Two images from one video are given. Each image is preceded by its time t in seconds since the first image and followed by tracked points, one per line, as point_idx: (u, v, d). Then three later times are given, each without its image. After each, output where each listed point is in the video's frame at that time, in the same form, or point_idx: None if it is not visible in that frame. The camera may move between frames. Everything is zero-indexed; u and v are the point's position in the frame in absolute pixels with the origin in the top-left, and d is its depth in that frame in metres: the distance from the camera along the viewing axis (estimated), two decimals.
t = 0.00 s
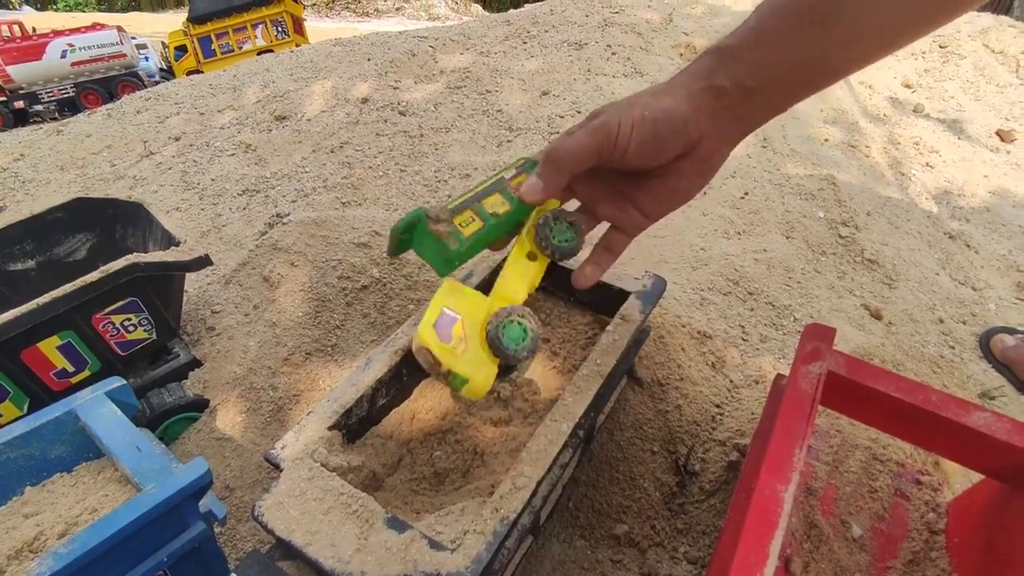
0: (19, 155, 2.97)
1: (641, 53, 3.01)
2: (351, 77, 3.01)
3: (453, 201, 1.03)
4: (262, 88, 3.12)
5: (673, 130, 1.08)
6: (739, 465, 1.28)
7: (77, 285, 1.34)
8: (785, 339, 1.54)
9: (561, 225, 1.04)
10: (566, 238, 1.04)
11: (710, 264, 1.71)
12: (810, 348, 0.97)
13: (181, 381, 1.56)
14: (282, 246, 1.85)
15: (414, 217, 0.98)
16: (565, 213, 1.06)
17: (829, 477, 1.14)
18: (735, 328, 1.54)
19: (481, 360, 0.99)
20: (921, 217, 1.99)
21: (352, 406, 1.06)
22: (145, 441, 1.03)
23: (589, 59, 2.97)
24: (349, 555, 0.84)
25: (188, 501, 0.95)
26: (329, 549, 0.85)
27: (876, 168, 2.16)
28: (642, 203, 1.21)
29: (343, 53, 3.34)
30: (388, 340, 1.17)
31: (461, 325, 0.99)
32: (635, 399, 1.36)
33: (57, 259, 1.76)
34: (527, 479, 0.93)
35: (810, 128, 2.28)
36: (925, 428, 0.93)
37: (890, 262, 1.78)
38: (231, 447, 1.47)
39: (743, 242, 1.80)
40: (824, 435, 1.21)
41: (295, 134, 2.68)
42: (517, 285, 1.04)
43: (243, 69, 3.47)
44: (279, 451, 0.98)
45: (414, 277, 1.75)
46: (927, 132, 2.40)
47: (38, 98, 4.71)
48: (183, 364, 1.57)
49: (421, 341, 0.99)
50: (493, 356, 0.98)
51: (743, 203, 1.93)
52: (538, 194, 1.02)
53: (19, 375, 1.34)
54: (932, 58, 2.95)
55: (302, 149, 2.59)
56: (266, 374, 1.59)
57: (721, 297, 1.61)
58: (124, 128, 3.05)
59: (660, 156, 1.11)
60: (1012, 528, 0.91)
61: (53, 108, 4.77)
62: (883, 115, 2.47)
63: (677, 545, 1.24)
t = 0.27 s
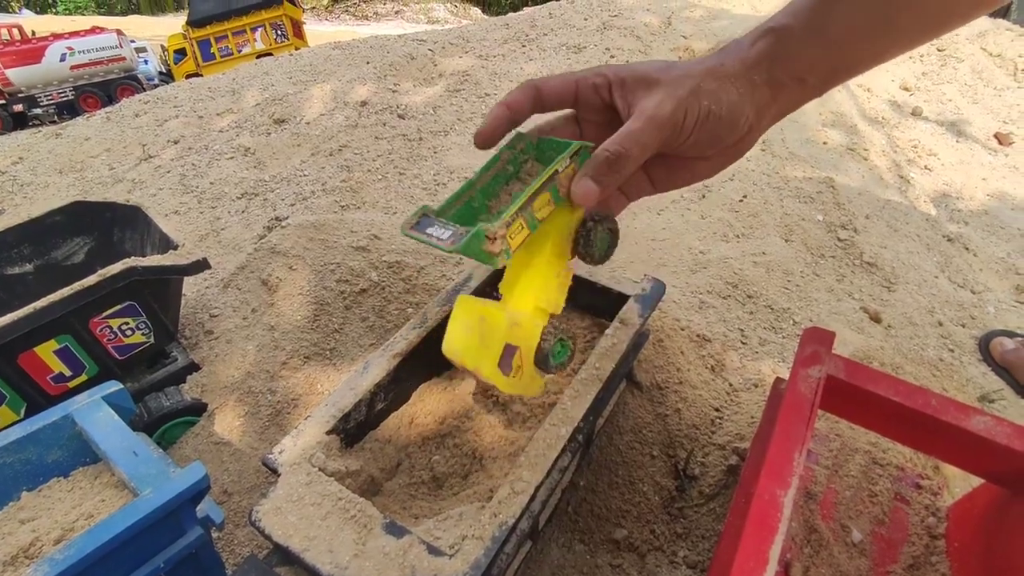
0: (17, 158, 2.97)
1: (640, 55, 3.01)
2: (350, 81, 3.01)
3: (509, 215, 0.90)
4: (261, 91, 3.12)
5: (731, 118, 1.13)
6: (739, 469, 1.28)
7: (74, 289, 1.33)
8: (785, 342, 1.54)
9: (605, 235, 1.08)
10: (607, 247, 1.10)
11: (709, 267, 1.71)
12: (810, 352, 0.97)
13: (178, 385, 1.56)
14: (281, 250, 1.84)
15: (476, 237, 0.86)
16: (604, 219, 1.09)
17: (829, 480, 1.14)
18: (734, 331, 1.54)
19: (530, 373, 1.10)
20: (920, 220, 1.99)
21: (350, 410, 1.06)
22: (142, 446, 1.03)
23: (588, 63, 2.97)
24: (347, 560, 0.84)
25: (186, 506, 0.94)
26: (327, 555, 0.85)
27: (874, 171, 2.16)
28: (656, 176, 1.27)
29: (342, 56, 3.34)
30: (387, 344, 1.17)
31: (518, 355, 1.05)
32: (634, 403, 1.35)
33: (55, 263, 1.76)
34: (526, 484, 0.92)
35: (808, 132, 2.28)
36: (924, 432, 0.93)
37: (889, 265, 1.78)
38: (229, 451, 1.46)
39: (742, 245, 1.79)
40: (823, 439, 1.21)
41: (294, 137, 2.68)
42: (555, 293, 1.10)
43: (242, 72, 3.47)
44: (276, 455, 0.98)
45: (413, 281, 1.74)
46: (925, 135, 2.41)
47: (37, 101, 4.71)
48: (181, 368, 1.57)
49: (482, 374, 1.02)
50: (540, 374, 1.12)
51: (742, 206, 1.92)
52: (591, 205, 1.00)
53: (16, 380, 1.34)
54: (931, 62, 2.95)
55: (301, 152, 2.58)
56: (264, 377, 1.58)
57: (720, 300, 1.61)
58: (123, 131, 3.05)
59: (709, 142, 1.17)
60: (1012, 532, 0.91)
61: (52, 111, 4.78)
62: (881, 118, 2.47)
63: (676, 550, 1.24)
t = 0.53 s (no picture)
0: (16, 160, 2.97)
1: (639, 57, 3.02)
2: (349, 83, 3.02)
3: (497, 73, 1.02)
4: (260, 93, 3.13)
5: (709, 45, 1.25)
6: (737, 469, 1.28)
7: (72, 290, 1.34)
8: (783, 342, 1.54)
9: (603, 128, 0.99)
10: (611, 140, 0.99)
11: (708, 268, 1.70)
12: (806, 350, 0.96)
13: (176, 386, 1.56)
14: (279, 251, 1.84)
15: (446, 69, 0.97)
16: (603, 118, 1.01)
17: (827, 480, 1.14)
18: (732, 331, 1.53)
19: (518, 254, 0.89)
20: (918, 220, 1.99)
21: (347, 410, 1.06)
22: (138, 446, 1.03)
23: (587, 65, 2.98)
24: (343, 560, 0.84)
25: (182, 506, 0.94)
26: (323, 554, 0.85)
27: (872, 172, 2.16)
28: (662, 139, 1.31)
29: (341, 58, 3.34)
30: (384, 344, 1.17)
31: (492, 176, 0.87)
32: (632, 403, 1.35)
33: (53, 264, 1.76)
34: (523, 483, 0.92)
35: (806, 133, 2.28)
36: (921, 430, 0.93)
37: (887, 266, 1.78)
38: (227, 452, 1.46)
39: (740, 246, 1.79)
40: (821, 439, 1.20)
41: (292, 139, 2.68)
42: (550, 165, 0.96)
43: (242, 74, 3.47)
44: (273, 455, 0.97)
45: (411, 281, 1.73)
46: (923, 136, 2.42)
47: (37, 103, 4.71)
48: (178, 369, 1.58)
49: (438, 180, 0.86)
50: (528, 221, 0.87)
51: (740, 207, 1.92)
52: (580, 94, 1.01)
53: (13, 380, 1.34)
54: (928, 64, 2.96)
55: (299, 154, 2.58)
56: (262, 378, 1.58)
57: (719, 300, 1.61)
58: (122, 133, 3.05)
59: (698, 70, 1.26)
60: (1009, 531, 0.90)
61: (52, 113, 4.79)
62: (879, 120, 2.48)
63: (674, 550, 1.24)
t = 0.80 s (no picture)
0: (18, 166, 2.98)
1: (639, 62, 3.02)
2: (349, 88, 3.03)
3: None
4: (261, 99, 3.14)
5: None
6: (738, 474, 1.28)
7: (72, 296, 1.34)
8: (782, 347, 1.54)
9: (591, 64, 1.03)
10: (599, 77, 1.04)
11: (707, 272, 1.70)
12: (806, 355, 0.97)
13: (176, 392, 1.56)
14: (280, 256, 1.84)
15: None
16: (592, 55, 1.05)
17: (827, 485, 1.14)
18: (732, 336, 1.53)
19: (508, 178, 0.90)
20: (917, 224, 1.99)
21: (347, 415, 1.06)
22: (139, 451, 1.03)
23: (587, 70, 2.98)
24: (343, 566, 0.84)
25: (182, 512, 0.94)
26: (323, 560, 0.85)
27: (872, 176, 2.16)
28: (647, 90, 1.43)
29: (341, 64, 3.35)
30: (384, 349, 1.17)
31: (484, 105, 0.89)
32: (632, 408, 1.35)
33: (54, 270, 1.76)
34: (523, 487, 0.92)
35: (804, 138, 2.27)
36: (921, 436, 0.93)
37: (886, 270, 1.78)
38: (227, 458, 1.46)
39: (740, 250, 1.79)
40: (822, 443, 1.20)
41: (293, 145, 2.69)
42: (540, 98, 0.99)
43: (243, 80, 3.48)
44: (273, 460, 0.97)
45: (411, 287, 1.73)
46: (923, 139, 2.44)
47: (38, 109, 4.73)
48: (179, 375, 1.56)
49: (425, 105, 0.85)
50: (523, 150, 0.89)
51: (739, 211, 1.92)
52: (570, 27, 1.01)
53: (14, 386, 1.34)
54: (927, 68, 2.97)
55: (300, 159, 2.59)
56: (262, 383, 1.58)
57: (718, 305, 1.61)
58: (123, 139, 3.06)
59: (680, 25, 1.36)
60: (1010, 536, 0.90)
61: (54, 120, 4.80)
62: (878, 123, 2.49)
63: (675, 555, 1.24)
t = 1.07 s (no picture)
0: (25, 188, 3.01)
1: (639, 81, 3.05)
2: (352, 109, 3.06)
3: None
4: (265, 120, 3.17)
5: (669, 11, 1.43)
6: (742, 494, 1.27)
7: (78, 318, 1.35)
8: (784, 365, 1.53)
9: (603, 99, 1.15)
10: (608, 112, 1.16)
11: (708, 291, 1.70)
12: (807, 375, 0.97)
13: (180, 413, 1.56)
14: (283, 277, 1.85)
15: None
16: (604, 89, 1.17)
17: (832, 505, 1.13)
18: (734, 354, 1.53)
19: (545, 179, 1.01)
20: (917, 241, 2.00)
21: (351, 436, 1.06)
22: (143, 474, 1.03)
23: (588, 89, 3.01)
24: None
25: (186, 536, 0.94)
26: None
27: (870, 193, 2.18)
28: (642, 100, 1.48)
29: (344, 86, 3.39)
30: (388, 370, 1.17)
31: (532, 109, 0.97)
32: (635, 427, 1.36)
33: (60, 291, 1.77)
34: (527, 509, 0.92)
35: (803, 156, 2.28)
36: (924, 456, 0.93)
37: (887, 287, 1.78)
38: (229, 479, 1.46)
39: (740, 268, 1.80)
40: (826, 463, 1.20)
41: (296, 166, 2.71)
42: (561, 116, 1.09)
43: (247, 102, 3.52)
44: (277, 483, 0.98)
45: (414, 306, 1.73)
46: (920, 155, 2.48)
47: (45, 131, 4.81)
48: (183, 396, 1.57)
49: (485, 96, 0.92)
50: (558, 162, 1.01)
51: (739, 229, 1.93)
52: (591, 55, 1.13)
53: (19, 408, 1.35)
54: (923, 86, 3.02)
55: (303, 180, 2.61)
56: (265, 404, 1.58)
57: (720, 323, 1.60)
58: (129, 161, 3.09)
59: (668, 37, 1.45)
60: (1017, 556, 0.90)
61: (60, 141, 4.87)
62: (875, 141, 2.52)
63: None
